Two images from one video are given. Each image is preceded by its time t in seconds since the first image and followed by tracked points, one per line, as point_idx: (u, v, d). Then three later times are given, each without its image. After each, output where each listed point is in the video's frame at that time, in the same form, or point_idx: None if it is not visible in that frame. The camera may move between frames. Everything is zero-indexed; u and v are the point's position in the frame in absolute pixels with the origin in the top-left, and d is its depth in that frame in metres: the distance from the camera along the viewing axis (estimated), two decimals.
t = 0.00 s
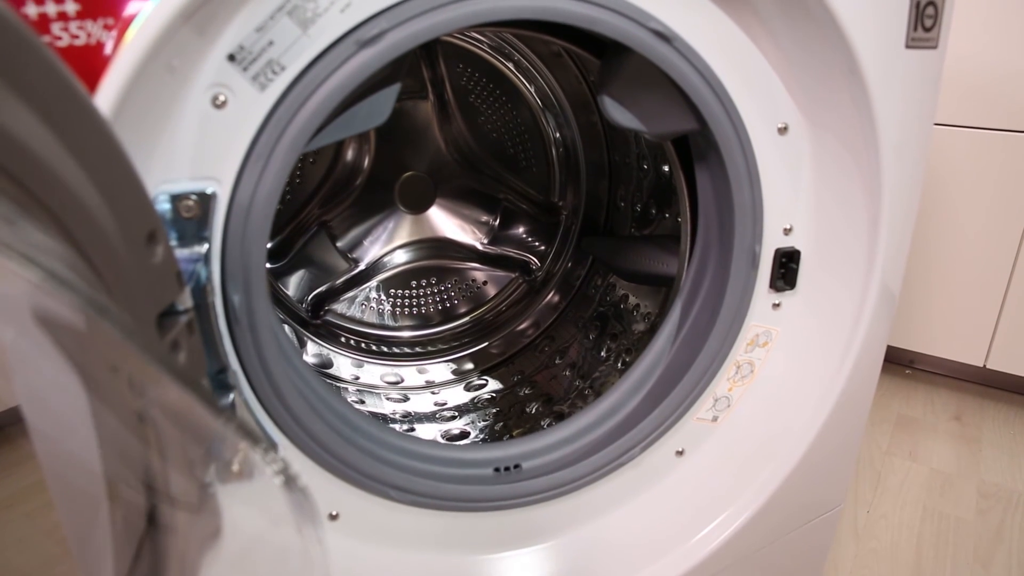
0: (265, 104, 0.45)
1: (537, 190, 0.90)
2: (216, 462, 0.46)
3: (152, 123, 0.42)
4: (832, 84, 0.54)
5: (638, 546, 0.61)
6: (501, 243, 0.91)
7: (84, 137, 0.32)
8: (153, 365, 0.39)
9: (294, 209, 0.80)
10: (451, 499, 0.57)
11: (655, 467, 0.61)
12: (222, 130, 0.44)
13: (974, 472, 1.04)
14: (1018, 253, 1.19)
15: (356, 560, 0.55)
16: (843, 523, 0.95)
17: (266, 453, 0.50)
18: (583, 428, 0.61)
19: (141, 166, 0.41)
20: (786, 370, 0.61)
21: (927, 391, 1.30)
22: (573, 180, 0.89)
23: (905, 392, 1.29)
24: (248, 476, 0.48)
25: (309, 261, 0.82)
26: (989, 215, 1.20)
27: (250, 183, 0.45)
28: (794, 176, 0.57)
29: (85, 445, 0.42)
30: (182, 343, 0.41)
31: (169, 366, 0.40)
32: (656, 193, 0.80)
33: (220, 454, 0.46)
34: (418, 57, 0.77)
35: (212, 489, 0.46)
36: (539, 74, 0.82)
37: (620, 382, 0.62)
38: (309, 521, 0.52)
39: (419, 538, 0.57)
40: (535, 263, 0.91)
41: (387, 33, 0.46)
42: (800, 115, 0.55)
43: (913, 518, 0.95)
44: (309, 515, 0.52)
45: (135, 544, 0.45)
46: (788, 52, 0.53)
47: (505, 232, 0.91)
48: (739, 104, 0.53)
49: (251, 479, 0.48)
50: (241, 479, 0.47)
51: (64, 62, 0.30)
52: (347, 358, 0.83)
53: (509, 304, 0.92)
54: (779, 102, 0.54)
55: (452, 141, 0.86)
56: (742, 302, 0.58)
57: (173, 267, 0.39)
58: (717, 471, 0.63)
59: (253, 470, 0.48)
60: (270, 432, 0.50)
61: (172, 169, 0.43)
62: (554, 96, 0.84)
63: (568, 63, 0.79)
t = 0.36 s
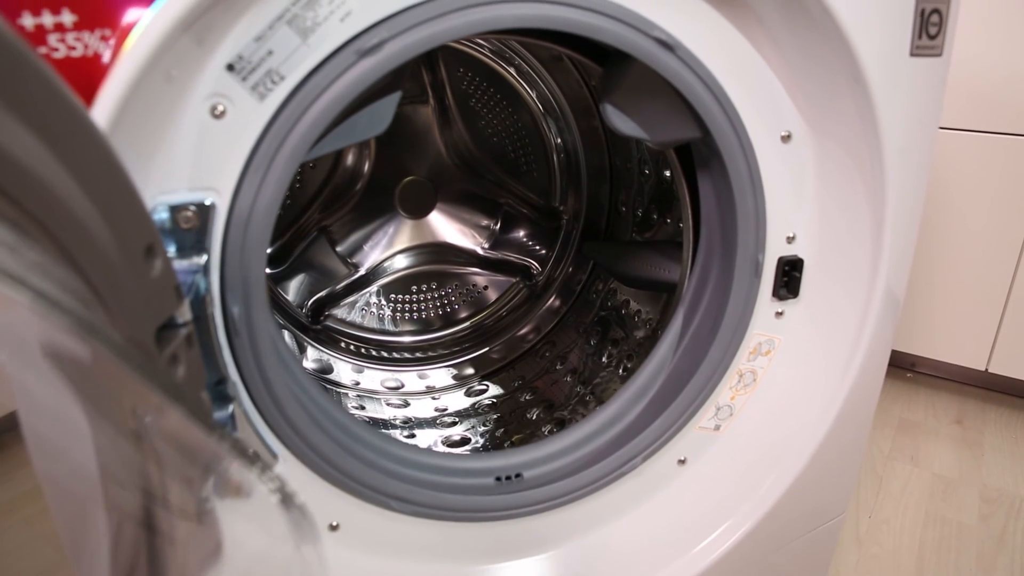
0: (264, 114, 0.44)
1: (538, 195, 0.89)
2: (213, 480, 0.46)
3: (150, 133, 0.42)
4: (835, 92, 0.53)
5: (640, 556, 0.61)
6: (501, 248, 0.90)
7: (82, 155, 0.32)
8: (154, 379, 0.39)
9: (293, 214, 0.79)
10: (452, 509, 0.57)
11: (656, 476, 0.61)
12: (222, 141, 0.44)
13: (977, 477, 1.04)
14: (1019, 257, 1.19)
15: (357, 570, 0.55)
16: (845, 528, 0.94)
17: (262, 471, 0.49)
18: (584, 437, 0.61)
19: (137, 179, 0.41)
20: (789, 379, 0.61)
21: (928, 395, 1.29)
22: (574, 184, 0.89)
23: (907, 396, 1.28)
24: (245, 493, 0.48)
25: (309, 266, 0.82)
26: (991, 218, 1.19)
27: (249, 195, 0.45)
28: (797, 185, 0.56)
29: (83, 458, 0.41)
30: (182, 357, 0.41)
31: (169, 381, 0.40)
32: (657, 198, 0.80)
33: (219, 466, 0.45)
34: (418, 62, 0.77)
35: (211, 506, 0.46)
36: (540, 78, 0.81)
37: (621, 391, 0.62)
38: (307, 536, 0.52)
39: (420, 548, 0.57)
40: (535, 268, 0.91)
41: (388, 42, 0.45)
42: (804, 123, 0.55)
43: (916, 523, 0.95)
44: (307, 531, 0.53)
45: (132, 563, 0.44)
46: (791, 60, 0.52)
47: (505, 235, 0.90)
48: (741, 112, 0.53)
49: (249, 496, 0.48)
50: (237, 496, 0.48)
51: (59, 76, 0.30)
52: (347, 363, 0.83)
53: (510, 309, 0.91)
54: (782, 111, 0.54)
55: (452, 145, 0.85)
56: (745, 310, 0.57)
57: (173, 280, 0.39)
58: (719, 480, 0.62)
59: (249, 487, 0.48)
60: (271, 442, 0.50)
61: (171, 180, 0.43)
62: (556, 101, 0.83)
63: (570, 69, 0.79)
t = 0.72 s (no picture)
0: (263, 124, 0.44)
1: (539, 199, 0.88)
2: (209, 498, 0.45)
3: (149, 144, 0.41)
4: (839, 101, 0.53)
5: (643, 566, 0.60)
6: (502, 253, 0.90)
7: (78, 171, 0.32)
8: (151, 396, 0.38)
9: (293, 220, 0.79)
10: (453, 520, 0.56)
11: (658, 485, 0.61)
12: (221, 152, 0.43)
13: (979, 482, 1.04)
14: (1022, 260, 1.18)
15: None
16: (847, 535, 0.94)
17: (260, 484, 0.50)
18: (586, 446, 0.61)
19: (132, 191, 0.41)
20: (792, 387, 0.61)
21: (930, 399, 1.29)
22: (575, 189, 0.88)
23: (909, 400, 1.28)
24: (243, 509, 0.48)
25: (309, 269, 0.81)
26: (993, 223, 1.19)
27: (249, 206, 0.45)
28: (800, 194, 0.56)
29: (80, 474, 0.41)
30: (180, 372, 0.40)
31: (167, 396, 0.39)
32: (659, 204, 0.79)
33: (217, 478, 0.46)
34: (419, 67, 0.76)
35: (210, 522, 0.46)
36: (542, 84, 0.81)
37: (623, 399, 0.61)
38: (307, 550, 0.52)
39: (421, 559, 0.56)
40: (536, 272, 0.90)
41: (388, 52, 0.45)
42: (807, 132, 0.55)
43: (918, 529, 0.95)
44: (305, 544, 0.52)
45: None
46: (795, 69, 0.52)
47: (506, 239, 0.90)
48: (744, 120, 0.52)
49: (247, 512, 0.48)
50: (235, 512, 0.47)
51: (56, 91, 0.30)
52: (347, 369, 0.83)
53: (511, 314, 0.91)
54: (785, 119, 0.53)
55: (452, 150, 0.85)
56: (748, 319, 0.57)
57: (172, 294, 0.38)
58: (722, 489, 0.62)
59: (247, 503, 0.48)
60: (271, 454, 0.49)
61: (170, 191, 0.43)
62: (557, 106, 0.83)
63: (571, 74, 0.78)
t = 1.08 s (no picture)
0: (263, 134, 0.43)
1: (540, 204, 0.88)
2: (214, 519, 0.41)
3: (148, 154, 0.41)
4: (843, 109, 0.53)
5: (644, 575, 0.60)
6: (502, 257, 0.89)
7: (76, 186, 0.31)
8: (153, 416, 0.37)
9: (294, 224, 0.79)
10: (454, 529, 0.56)
11: (661, 493, 0.61)
12: (220, 162, 0.43)
13: (983, 487, 1.03)
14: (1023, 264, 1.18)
15: None
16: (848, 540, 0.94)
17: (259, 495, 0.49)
18: (588, 454, 0.60)
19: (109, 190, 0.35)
20: (795, 395, 0.60)
21: (930, 402, 1.29)
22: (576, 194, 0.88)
23: (910, 404, 1.28)
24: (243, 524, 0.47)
25: (310, 273, 0.81)
26: (993, 226, 1.19)
27: (248, 216, 0.44)
28: (803, 201, 0.55)
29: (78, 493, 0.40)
30: (179, 386, 0.39)
31: (168, 411, 0.37)
32: (660, 209, 0.79)
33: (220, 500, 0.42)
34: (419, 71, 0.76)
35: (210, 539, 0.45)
36: (544, 89, 0.80)
37: (625, 407, 0.61)
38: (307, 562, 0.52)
39: (421, 569, 0.56)
40: (537, 277, 0.90)
41: (390, 61, 0.44)
42: (810, 139, 0.54)
43: (920, 533, 0.94)
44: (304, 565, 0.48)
45: None
46: (799, 76, 0.52)
47: (507, 243, 0.89)
48: (747, 128, 0.52)
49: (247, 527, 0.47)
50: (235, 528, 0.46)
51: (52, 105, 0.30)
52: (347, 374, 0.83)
53: (511, 318, 0.90)
54: (788, 127, 0.53)
55: (453, 154, 0.84)
56: (751, 327, 0.56)
57: (170, 305, 0.38)
58: (724, 497, 0.62)
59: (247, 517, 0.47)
60: (271, 464, 0.50)
61: (170, 202, 0.42)
62: (559, 111, 0.82)
63: (573, 78, 0.77)
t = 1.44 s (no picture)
0: (263, 143, 0.43)
1: (540, 207, 0.87)
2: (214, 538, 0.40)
3: (147, 163, 0.41)
4: (847, 116, 0.52)
5: None
6: (503, 261, 0.89)
7: (70, 198, 0.31)
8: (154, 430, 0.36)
9: (294, 228, 0.78)
10: (455, 538, 0.56)
11: (663, 501, 0.60)
12: (220, 172, 0.43)
13: (984, 491, 1.03)
14: None
15: None
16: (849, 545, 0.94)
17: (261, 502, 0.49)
18: (590, 461, 0.60)
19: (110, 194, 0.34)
20: (797, 403, 0.60)
21: (931, 406, 1.29)
22: (578, 198, 0.87)
23: (911, 408, 1.27)
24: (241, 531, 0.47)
25: (310, 276, 0.81)
26: (994, 230, 1.19)
27: (248, 225, 0.44)
28: (807, 209, 0.55)
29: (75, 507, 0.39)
30: (178, 399, 0.39)
31: (167, 423, 0.37)
32: (661, 214, 0.79)
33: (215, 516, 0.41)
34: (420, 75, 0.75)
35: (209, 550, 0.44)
36: (545, 94, 0.80)
37: (627, 414, 0.61)
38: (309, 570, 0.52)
39: None
40: (538, 280, 0.89)
41: (390, 69, 0.44)
42: (814, 147, 0.54)
43: (922, 538, 0.94)
44: None
45: None
46: (802, 83, 0.52)
47: (507, 247, 0.89)
48: (750, 135, 0.51)
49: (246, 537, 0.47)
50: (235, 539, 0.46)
51: (42, 114, 0.29)
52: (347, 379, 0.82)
53: (512, 323, 0.90)
54: (792, 135, 0.53)
55: (453, 158, 0.84)
56: (754, 335, 0.56)
57: (169, 317, 0.37)
58: (726, 504, 0.61)
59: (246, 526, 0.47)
60: (271, 474, 0.49)
61: (169, 212, 0.42)
62: (560, 115, 0.82)
63: (574, 83, 0.77)
